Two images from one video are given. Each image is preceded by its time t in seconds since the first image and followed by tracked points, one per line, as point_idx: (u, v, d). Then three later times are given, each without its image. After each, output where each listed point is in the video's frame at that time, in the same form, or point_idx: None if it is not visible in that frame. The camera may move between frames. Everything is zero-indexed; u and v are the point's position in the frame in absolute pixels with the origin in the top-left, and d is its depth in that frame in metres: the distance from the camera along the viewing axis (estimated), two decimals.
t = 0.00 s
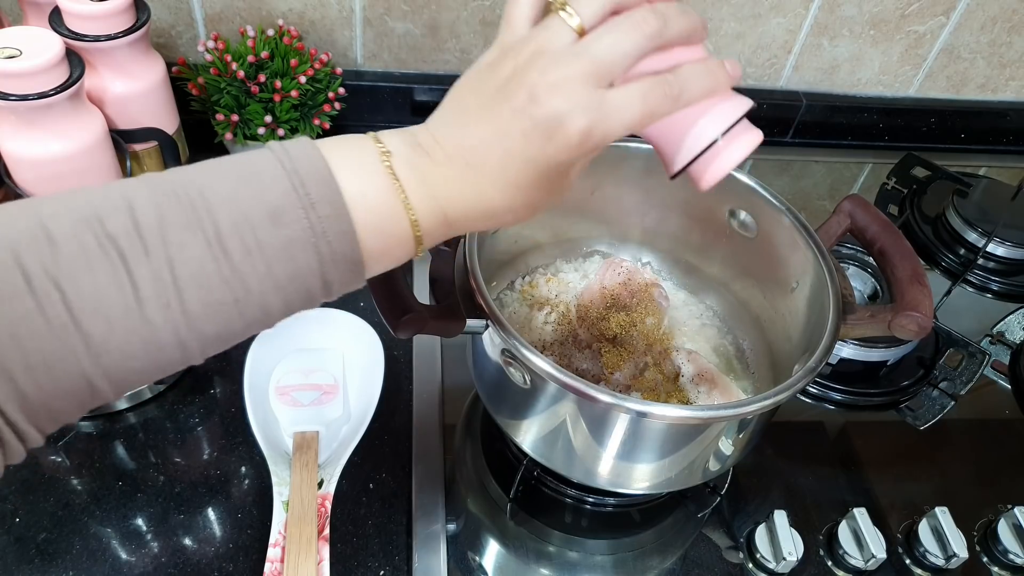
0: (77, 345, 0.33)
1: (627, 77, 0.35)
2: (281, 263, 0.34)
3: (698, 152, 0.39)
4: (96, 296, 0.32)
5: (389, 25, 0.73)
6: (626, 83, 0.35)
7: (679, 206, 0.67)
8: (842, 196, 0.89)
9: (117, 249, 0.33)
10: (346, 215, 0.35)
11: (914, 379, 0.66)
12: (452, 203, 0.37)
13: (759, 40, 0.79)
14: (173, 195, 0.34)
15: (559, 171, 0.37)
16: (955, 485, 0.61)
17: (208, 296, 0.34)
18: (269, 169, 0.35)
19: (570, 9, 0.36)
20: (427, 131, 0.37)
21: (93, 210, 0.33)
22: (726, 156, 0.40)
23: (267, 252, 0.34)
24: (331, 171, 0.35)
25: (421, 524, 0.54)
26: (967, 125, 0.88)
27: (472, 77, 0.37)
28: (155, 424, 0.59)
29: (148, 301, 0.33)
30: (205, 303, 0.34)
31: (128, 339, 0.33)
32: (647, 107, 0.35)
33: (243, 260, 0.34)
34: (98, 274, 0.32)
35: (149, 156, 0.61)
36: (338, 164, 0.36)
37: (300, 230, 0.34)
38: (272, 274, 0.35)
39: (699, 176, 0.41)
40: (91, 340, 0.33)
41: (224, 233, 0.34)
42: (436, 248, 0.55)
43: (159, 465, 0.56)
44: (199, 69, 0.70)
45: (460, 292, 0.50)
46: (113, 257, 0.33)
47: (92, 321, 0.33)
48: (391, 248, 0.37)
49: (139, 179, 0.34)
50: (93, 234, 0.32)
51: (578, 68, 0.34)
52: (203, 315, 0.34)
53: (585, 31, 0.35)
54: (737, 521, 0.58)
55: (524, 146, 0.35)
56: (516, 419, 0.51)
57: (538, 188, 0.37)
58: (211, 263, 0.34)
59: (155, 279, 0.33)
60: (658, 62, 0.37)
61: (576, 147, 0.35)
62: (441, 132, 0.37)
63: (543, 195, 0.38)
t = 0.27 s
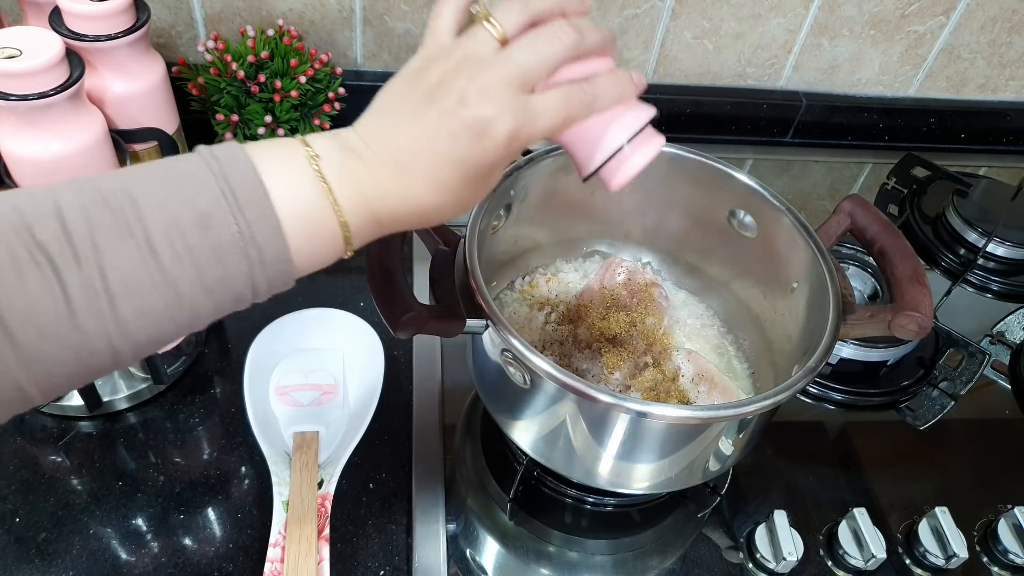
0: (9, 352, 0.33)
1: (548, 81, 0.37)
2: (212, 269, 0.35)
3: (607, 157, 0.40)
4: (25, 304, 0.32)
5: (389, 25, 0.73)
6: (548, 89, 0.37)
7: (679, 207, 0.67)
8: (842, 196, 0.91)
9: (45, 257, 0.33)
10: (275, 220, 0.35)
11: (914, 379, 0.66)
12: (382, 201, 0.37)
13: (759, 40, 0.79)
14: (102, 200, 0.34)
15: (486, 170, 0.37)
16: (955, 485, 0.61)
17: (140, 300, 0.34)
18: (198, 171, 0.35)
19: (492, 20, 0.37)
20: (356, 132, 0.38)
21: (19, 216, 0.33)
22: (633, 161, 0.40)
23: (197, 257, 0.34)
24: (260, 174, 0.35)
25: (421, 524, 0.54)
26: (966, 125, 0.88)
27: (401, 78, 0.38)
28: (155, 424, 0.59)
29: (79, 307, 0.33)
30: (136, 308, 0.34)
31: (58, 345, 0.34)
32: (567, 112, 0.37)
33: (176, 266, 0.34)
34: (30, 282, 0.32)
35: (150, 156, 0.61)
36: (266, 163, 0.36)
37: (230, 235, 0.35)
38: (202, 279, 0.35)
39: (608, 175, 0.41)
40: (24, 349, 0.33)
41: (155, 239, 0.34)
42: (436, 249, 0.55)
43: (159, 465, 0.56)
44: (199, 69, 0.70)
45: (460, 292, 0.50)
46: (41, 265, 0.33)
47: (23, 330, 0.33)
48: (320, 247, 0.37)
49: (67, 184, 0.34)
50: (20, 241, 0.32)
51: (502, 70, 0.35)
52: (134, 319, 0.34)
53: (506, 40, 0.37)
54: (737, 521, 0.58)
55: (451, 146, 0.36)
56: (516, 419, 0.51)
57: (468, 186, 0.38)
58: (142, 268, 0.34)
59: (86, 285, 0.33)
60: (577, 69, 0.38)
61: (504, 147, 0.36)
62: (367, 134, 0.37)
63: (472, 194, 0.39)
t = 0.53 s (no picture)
0: (37, 343, 0.33)
1: (536, 107, 0.41)
2: (232, 262, 0.36)
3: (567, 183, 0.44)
4: (60, 297, 0.33)
5: (389, 25, 0.73)
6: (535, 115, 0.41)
7: (678, 207, 0.67)
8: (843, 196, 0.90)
9: (82, 252, 0.33)
10: (292, 218, 0.37)
11: (914, 379, 0.66)
12: (376, 203, 0.40)
13: (759, 40, 0.79)
14: (128, 195, 0.35)
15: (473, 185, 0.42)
16: (955, 485, 0.61)
17: (162, 294, 0.35)
18: (219, 169, 0.36)
19: (492, 45, 0.40)
20: (352, 136, 0.40)
21: (52, 211, 0.33)
22: (590, 187, 0.44)
23: (218, 253, 0.36)
24: (278, 174, 0.37)
25: (421, 524, 0.54)
26: (967, 125, 0.88)
27: (398, 88, 0.41)
28: (155, 424, 0.59)
29: (109, 302, 0.34)
30: (159, 301, 0.36)
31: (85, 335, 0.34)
32: (551, 136, 0.41)
33: (201, 260, 0.36)
34: (66, 279, 0.33)
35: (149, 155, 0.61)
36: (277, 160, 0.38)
37: (249, 233, 0.36)
38: (222, 272, 0.36)
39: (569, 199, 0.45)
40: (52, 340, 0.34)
41: (183, 233, 0.35)
42: (436, 249, 0.54)
43: (159, 465, 0.56)
44: (199, 68, 0.70)
45: (460, 292, 0.50)
46: (78, 260, 0.33)
47: (54, 321, 0.33)
48: (318, 241, 0.39)
49: (89, 179, 0.35)
50: (55, 237, 0.33)
51: (498, 99, 0.39)
52: (155, 311, 0.36)
53: (503, 65, 0.40)
54: (737, 521, 0.57)
55: (450, 161, 0.40)
56: (516, 419, 0.51)
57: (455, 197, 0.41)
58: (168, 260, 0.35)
59: (116, 280, 0.34)
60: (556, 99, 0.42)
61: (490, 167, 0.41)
62: (364, 139, 0.40)
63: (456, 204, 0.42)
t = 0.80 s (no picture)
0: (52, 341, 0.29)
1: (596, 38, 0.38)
2: (300, 234, 0.32)
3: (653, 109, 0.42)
4: (127, 274, 0.29)
5: (389, 25, 0.73)
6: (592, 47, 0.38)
7: (679, 207, 0.67)
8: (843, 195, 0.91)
9: (147, 226, 0.30)
10: (355, 182, 0.33)
11: (914, 379, 0.66)
12: (444, 169, 0.36)
13: (759, 40, 0.79)
14: (189, 168, 0.31)
15: (537, 138, 0.38)
16: (955, 485, 0.61)
17: (238, 269, 0.32)
18: (286, 136, 0.32)
19: None
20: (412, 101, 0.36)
21: (114, 185, 0.30)
22: (677, 104, 0.42)
23: (286, 222, 0.32)
24: (337, 140, 0.33)
25: (421, 524, 0.54)
26: (968, 125, 0.88)
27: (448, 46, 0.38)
28: (154, 424, 0.59)
29: (179, 276, 0.30)
30: (231, 276, 0.31)
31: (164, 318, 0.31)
32: (615, 62, 0.38)
33: (267, 231, 0.32)
34: (129, 248, 0.29)
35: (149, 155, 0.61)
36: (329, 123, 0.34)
37: (316, 198, 0.32)
38: (289, 245, 0.32)
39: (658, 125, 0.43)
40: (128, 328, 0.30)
41: (246, 202, 0.31)
42: (436, 249, 0.54)
43: (159, 465, 0.56)
44: (199, 68, 0.70)
45: (460, 292, 0.50)
46: (143, 233, 0.30)
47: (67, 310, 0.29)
48: (387, 212, 0.34)
49: (150, 156, 0.31)
50: (120, 210, 0.29)
51: (556, 34, 0.37)
52: (230, 288, 0.32)
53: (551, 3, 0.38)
54: (737, 521, 0.58)
55: (511, 112, 0.36)
56: (516, 419, 0.51)
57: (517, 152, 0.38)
58: (236, 233, 0.31)
59: (185, 253, 0.30)
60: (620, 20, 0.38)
61: (557, 109, 0.37)
62: (422, 101, 0.36)
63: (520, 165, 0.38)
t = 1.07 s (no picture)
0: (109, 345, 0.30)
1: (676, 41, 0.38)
2: (356, 245, 0.34)
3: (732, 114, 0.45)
4: (181, 286, 0.30)
5: (389, 25, 0.73)
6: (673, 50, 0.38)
7: (679, 207, 0.67)
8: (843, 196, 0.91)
9: (201, 237, 0.31)
10: (416, 197, 0.35)
11: (914, 379, 0.66)
12: (512, 175, 0.38)
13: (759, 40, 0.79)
14: (248, 181, 0.32)
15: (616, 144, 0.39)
16: (955, 485, 0.61)
17: (294, 281, 0.33)
18: (341, 155, 0.34)
19: None
20: (481, 110, 0.39)
21: (172, 199, 0.31)
22: (759, 114, 0.45)
23: (343, 234, 0.33)
24: (402, 157, 0.36)
25: (421, 524, 0.54)
26: (967, 125, 0.88)
27: (522, 58, 0.40)
28: (154, 424, 0.59)
29: (231, 288, 0.32)
30: (285, 288, 0.33)
31: (214, 328, 0.32)
32: (695, 67, 0.38)
33: (324, 243, 0.33)
34: (180, 250, 0.30)
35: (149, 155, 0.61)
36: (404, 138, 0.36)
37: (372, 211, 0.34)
38: (346, 255, 0.34)
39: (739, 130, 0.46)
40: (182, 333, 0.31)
41: (302, 216, 0.33)
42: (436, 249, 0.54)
43: (159, 466, 0.56)
44: (199, 68, 0.70)
45: (460, 293, 0.50)
46: (197, 245, 0.31)
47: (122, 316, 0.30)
48: (457, 223, 0.38)
49: (211, 167, 0.33)
50: (175, 222, 0.31)
51: (637, 39, 0.36)
52: (285, 302, 0.33)
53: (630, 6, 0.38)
54: (737, 521, 0.57)
55: (584, 121, 0.37)
56: (516, 420, 0.51)
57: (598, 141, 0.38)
58: (291, 245, 0.32)
59: (239, 266, 0.31)
60: (696, 26, 0.39)
61: (636, 114, 0.38)
62: (494, 111, 0.39)
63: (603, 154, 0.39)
